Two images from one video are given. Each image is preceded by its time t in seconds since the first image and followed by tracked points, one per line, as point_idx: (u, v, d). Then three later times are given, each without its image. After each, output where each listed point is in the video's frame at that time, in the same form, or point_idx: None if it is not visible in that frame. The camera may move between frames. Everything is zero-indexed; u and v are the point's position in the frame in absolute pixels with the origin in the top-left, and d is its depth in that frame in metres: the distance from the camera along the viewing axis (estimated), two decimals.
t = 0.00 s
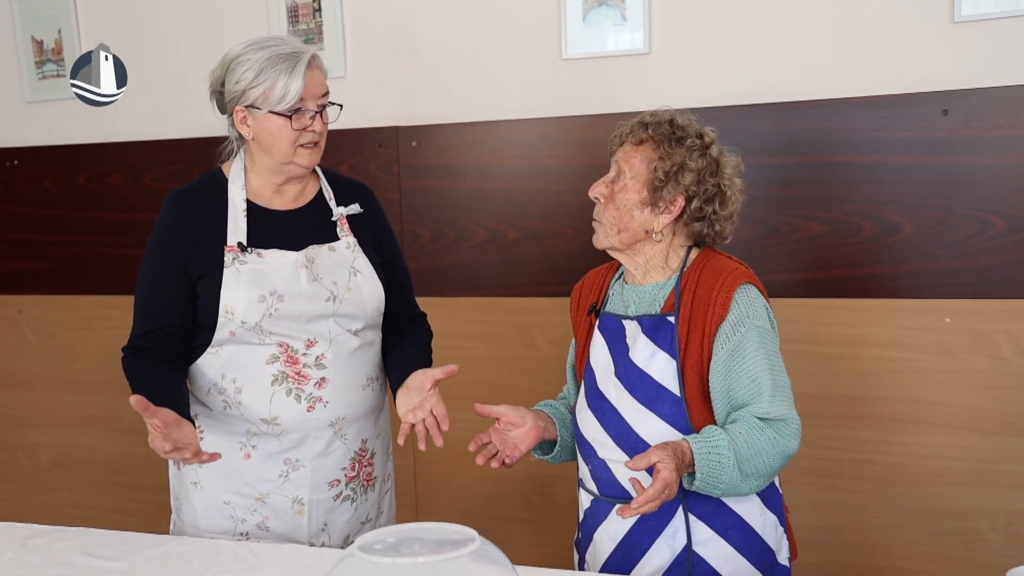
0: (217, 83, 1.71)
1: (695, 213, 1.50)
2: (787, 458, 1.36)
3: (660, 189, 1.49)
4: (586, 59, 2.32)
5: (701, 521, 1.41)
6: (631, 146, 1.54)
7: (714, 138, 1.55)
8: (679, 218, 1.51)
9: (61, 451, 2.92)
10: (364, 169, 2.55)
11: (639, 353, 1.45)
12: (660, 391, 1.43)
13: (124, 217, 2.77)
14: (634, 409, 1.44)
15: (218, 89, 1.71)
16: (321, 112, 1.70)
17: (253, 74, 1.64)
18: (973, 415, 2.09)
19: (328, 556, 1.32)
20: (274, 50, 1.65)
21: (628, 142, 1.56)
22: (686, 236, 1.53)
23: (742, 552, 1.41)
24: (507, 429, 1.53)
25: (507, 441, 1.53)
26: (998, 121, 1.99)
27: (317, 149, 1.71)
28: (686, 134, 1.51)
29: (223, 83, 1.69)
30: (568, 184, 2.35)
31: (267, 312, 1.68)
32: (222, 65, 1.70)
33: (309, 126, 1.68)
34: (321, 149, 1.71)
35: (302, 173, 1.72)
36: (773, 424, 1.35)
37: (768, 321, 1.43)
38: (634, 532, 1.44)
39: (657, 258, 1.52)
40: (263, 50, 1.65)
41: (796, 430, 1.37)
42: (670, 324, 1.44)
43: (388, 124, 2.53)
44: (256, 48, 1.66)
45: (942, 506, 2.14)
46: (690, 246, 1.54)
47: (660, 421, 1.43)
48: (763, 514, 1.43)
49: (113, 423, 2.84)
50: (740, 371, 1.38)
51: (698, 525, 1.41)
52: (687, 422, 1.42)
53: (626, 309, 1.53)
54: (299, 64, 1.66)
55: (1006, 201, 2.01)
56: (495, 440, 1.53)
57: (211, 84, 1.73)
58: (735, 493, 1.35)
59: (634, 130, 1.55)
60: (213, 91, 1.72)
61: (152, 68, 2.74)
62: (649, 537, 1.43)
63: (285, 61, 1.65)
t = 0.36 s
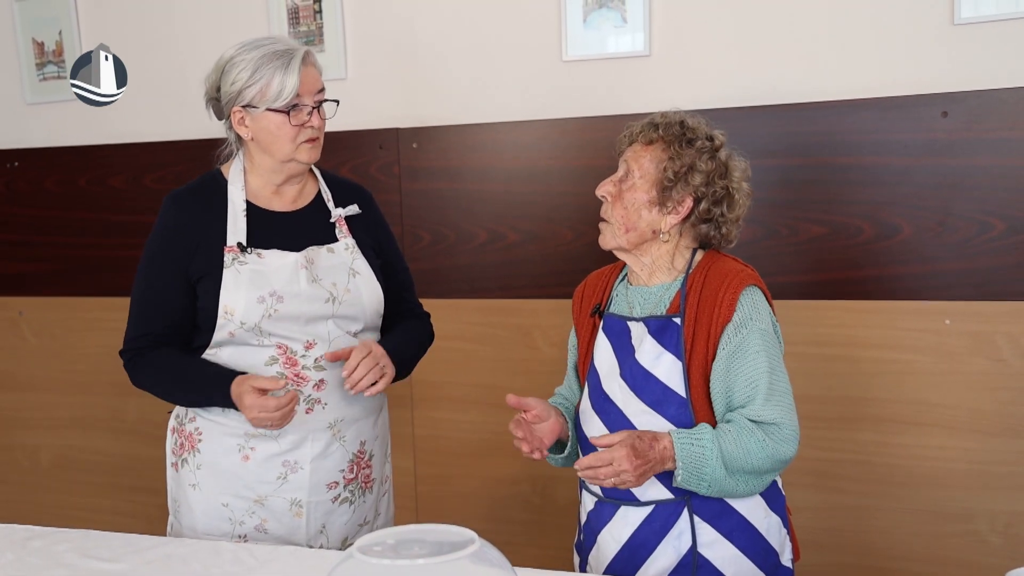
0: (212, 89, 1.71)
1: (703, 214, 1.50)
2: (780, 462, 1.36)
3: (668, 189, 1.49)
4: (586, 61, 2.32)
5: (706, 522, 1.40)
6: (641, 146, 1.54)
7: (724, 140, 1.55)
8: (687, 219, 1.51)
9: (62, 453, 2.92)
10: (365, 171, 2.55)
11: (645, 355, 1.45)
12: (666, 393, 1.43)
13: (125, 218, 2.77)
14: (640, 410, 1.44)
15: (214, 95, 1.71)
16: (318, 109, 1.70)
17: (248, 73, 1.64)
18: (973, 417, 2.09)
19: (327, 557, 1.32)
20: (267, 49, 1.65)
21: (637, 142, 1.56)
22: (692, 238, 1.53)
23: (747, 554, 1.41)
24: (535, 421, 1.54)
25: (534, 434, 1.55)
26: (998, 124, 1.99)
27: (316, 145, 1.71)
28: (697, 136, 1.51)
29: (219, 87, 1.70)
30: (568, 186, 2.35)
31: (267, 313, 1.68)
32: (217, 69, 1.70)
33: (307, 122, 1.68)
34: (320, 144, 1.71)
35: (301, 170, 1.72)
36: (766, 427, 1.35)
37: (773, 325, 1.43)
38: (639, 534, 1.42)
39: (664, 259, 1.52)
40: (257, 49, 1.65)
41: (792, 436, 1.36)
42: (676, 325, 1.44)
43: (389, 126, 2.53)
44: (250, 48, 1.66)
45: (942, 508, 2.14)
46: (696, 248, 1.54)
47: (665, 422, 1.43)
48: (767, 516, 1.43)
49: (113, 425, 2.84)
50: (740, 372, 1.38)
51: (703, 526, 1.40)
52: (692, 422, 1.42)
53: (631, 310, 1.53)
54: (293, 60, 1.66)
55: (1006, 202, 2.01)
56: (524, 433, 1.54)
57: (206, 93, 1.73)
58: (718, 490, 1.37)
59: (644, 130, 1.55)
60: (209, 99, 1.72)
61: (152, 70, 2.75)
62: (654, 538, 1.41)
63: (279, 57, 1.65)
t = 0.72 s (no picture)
0: (212, 88, 1.71)
1: (701, 218, 1.50)
2: (794, 459, 1.37)
3: (666, 195, 1.49)
4: (586, 62, 2.32)
5: (707, 525, 1.40)
6: (633, 152, 1.53)
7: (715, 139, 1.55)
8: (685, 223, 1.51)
9: (62, 454, 2.92)
10: (365, 173, 2.55)
11: (646, 357, 1.45)
12: (667, 395, 1.43)
13: (125, 219, 2.77)
14: (640, 413, 1.44)
15: (213, 94, 1.71)
16: (317, 110, 1.70)
17: (248, 74, 1.64)
18: (973, 419, 2.09)
19: (327, 559, 1.32)
20: (266, 50, 1.65)
21: (630, 148, 1.55)
22: (691, 240, 1.53)
23: (748, 556, 1.41)
24: (530, 432, 1.55)
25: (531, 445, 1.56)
26: (997, 125, 1.99)
27: (314, 146, 1.71)
28: (690, 139, 1.51)
29: (219, 87, 1.69)
30: (568, 187, 2.35)
31: (267, 316, 1.68)
32: (217, 69, 1.70)
33: (306, 124, 1.68)
34: (318, 146, 1.71)
35: (298, 172, 1.72)
36: (780, 426, 1.35)
37: (776, 326, 1.43)
38: (640, 537, 1.42)
39: (664, 264, 1.52)
40: (255, 50, 1.66)
41: (804, 432, 1.37)
42: (677, 328, 1.44)
43: (389, 127, 2.53)
44: (249, 49, 1.66)
45: (942, 509, 2.14)
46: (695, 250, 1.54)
47: (666, 425, 1.43)
48: (767, 518, 1.43)
49: (114, 426, 2.84)
50: (750, 375, 1.37)
51: (704, 529, 1.40)
52: (693, 425, 1.42)
53: (632, 313, 1.53)
54: (292, 61, 1.66)
55: (1006, 204, 2.01)
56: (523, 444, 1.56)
57: (206, 92, 1.73)
58: (741, 495, 1.35)
59: (636, 136, 1.54)
60: (208, 98, 1.72)
61: (153, 71, 2.75)
62: (654, 541, 1.41)
63: (278, 59, 1.65)
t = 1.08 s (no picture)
0: (213, 90, 1.71)
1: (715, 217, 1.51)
2: (791, 465, 1.37)
3: (688, 206, 1.47)
4: (586, 64, 2.32)
5: (711, 526, 1.40)
6: (640, 170, 1.47)
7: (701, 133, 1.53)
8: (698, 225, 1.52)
9: (63, 456, 2.92)
10: (365, 174, 2.55)
11: (651, 359, 1.44)
12: (673, 397, 1.43)
13: (125, 220, 2.77)
14: (645, 415, 1.43)
15: (215, 96, 1.71)
16: (318, 113, 1.70)
17: (248, 77, 1.64)
18: (972, 422, 2.09)
19: (326, 561, 1.32)
20: (267, 53, 1.65)
21: (634, 164, 1.48)
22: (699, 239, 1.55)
23: (752, 557, 1.40)
24: (528, 436, 1.53)
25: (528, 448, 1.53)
26: (997, 128, 1.99)
27: (314, 150, 1.71)
28: (694, 147, 1.48)
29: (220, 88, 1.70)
30: (568, 190, 2.35)
31: (265, 318, 1.68)
32: (218, 70, 1.70)
33: (306, 127, 1.68)
34: (319, 149, 1.72)
35: (299, 175, 1.72)
36: (779, 430, 1.35)
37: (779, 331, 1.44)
38: (644, 540, 1.42)
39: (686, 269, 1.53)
40: (257, 53, 1.66)
41: (802, 437, 1.37)
42: (683, 330, 1.44)
43: (389, 130, 2.53)
44: (250, 51, 1.67)
45: (941, 511, 2.14)
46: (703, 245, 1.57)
47: (672, 427, 1.42)
48: (769, 518, 1.43)
49: (114, 428, 2.84)
50: (751, 377, 1.38)
51: (708, 530, 1.40)
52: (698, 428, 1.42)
53: (635, 316, 1.53)
54: (294, 64, 1.66)
55: (1006, 207, 2.01)
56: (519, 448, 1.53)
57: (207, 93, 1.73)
58: (738, 497, 1.34)
59: (635, 151, 1.48)
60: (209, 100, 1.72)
61: (153, 72, 2.75)
62: (659, 544, 1.41)
63: (279, 62, 1.65)
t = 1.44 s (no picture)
0: (216, 90, 1.71)
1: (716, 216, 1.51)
2: (771, 462, 1.34)
3: (687, 207, 1.46)
4: (586, 65, 2.32)
5: (717, 525, 1.40)
6: (637, 174, 1.46)
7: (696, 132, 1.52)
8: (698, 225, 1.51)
9: (61, 456, 2.91)
10: (365, 174, 2.55)
11: (656, 359, 1.45)
12: (678, 397, 1.43)
13: (125, 221, 2.77)
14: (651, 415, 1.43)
15: (218, 95, 1.71)
16: (319, 114, 1.70)
17: (250, 76, 1.64)
18: (971, 423, 2.10)
19: (326, 561, 1.32)
20: (271, 53, 1.65)
21: (632, 169, 1.47)
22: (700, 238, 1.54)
23: (758, 554, 1.41)
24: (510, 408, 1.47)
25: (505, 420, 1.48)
26: (997, 130, 2.00)
27: (316, 150, 1.71)
28: (691, 148, 1.47)
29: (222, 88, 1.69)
30: (568, 191, 2.35)
31: (264, 319, 1.68)
32: (220, 70, 1.70)
33: (307, 128, 1.67)
34: (321, 150, 1.71)
35: (301, 175, 1.73)
36: (762, 426, 1.34)
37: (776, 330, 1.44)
38: (652, 539, 1.42)
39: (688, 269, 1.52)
40: (260, 53, 1.66)
41: (785, 439, 1.35)
42: (687, 330, 1.44)
43: (389, 130, 2.53)
44: (253, 52, 1.66)
45: (940, 512, 2.14)
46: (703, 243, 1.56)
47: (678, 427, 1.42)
48: (773, 516, 1.44)
49: (112, 428, 2.83)
50: (739, 370, 1.38)
51: (714, 529, 1.40)
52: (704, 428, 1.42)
53: (638, 318, 1.52)
54: (296, 65, 1.66)
55: (1005, 208, 2.01)
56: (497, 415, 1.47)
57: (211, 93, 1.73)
58: (711, 487, 1.32)
59: (631, 156, 1.47)
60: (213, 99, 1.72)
61: (152, 72, 2.75)
62: (666, 542, 1.41)
63: (282, 62, 1.65)
